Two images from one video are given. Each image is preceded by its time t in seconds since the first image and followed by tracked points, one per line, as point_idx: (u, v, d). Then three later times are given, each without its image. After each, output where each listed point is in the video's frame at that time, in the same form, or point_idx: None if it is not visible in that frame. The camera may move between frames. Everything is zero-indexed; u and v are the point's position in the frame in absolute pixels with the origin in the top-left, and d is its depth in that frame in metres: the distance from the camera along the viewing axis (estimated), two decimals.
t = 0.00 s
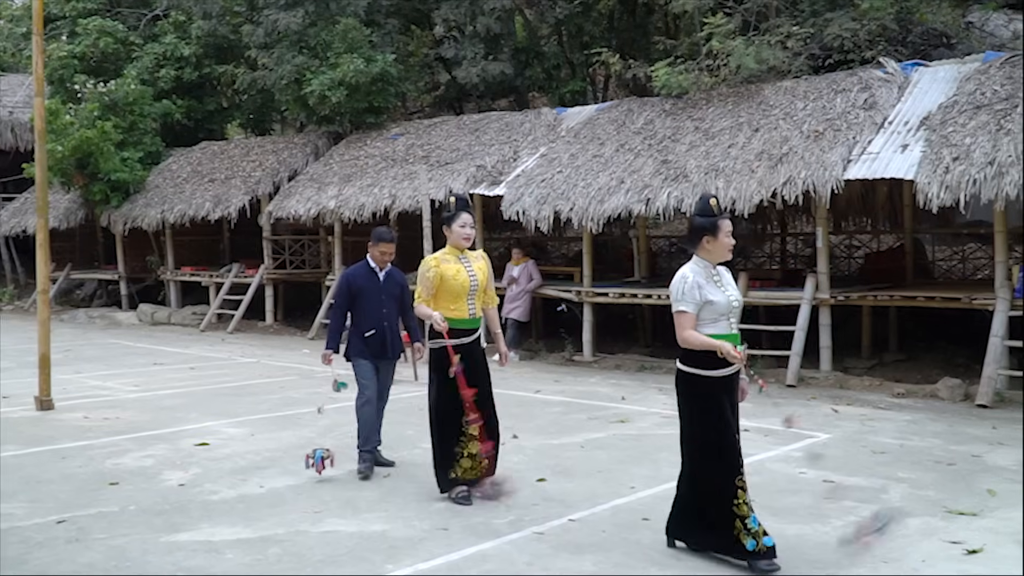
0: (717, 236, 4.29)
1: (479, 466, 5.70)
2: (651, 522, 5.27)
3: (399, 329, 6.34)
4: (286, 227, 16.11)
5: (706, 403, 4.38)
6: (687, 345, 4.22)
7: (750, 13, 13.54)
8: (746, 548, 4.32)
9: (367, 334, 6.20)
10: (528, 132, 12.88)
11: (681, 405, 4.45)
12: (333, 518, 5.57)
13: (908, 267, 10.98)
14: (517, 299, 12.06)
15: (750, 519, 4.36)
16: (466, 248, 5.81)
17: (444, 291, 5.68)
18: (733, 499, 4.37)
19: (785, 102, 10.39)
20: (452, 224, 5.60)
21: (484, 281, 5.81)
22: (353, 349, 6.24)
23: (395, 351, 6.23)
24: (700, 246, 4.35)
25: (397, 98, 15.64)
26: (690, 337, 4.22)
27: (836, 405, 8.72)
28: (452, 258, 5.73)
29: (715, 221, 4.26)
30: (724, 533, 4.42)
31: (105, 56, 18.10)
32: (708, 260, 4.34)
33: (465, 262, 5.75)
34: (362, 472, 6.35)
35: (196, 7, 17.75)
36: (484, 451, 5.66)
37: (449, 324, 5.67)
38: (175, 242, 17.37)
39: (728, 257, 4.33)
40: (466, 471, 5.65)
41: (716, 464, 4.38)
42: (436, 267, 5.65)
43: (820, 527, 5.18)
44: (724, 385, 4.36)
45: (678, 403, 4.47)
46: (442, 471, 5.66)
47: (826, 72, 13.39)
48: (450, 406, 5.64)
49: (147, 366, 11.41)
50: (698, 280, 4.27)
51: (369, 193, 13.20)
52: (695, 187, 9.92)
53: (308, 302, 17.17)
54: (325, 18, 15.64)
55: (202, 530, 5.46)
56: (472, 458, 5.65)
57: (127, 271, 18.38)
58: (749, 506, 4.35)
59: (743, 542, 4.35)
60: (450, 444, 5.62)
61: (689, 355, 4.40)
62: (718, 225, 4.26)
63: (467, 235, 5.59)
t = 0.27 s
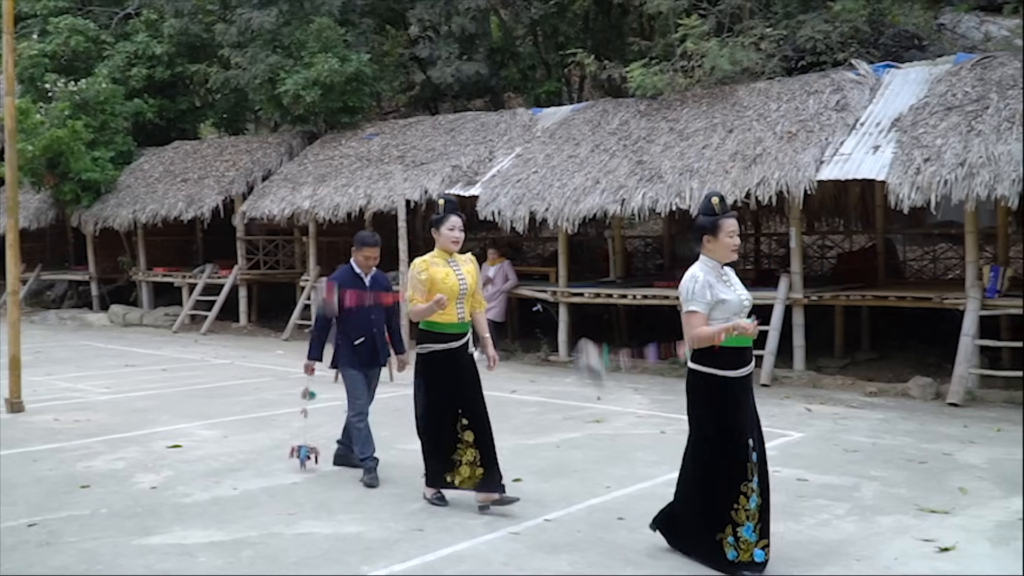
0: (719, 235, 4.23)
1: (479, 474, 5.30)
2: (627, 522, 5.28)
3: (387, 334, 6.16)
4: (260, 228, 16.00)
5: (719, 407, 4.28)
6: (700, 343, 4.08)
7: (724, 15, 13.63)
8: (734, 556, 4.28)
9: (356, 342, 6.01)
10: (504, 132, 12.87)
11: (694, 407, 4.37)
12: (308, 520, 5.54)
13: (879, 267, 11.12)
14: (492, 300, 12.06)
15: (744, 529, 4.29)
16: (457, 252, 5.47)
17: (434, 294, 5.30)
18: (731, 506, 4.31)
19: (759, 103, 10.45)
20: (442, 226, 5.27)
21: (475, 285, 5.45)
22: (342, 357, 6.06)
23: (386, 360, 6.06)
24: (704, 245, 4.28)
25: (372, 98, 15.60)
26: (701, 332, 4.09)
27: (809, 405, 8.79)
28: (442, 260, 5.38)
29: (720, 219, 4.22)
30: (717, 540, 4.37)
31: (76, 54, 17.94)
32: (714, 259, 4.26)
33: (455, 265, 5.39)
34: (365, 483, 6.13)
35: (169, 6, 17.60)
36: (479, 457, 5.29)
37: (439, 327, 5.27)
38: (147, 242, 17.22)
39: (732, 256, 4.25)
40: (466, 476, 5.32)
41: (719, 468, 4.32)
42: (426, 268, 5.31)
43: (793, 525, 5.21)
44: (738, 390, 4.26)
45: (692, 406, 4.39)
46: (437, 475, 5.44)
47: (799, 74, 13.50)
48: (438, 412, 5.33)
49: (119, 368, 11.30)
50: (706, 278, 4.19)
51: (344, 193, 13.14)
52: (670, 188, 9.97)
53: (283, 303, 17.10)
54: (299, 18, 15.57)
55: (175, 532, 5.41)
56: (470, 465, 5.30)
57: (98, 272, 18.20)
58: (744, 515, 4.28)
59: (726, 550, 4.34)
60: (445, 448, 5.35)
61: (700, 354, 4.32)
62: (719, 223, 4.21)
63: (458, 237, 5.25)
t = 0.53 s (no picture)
0: (720, 231, 4.11)
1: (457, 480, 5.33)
2: (599, 521, 5.29)
3: (369, 335, 6.10)
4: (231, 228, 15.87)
5: (713, 407, 4.16)
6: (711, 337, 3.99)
7: (696, 16, 13.71)
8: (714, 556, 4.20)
9: (340, 343, 5.93)
10: (477, 133, 12.86)
11: (686, 406, 4.22)
12: (279, 522, 5.50)
13: (849, 267, 11.21)
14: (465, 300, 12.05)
15: (728, 530, 4.21)
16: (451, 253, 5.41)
17: (431, 296, 5.25)
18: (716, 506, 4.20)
19: (730, 104, 10.51)
20: (436, 228, 5.22)
21: (470, 287, 5.42)
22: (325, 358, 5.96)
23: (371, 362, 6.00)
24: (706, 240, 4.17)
25: (344, 98, 15.53)
26: (715, 331, 3.99)
27: (780, 403, 8.85)
28: (437, 262, 5.33)
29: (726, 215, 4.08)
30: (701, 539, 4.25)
31: (43, 53, 17.75)
32: (716, 254, 4.15)
33: (450, 267, 5.34)
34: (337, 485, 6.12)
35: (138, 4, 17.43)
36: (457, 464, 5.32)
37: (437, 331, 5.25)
38: (116, 243, 17.04)
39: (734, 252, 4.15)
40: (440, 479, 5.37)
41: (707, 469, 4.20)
42: (422, 270, 5.24)
43: (764, 523, 5.24)
44: (733, 391, 4.14)
45: (683, 405, 4.23)
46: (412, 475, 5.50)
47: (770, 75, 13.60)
48: (423, 413, 5.34)
49: (88, 370, 11.17)
50: (710, 275, 4.10)
51: (316, 193, 13.08)
52: (642, 189, 10.01)
53: (254, 304, 16.99)
54: (270, 17, 15.48)
55: (145, 536, 5.36)
56: (442, 471, 5.36)
57: (66, 273, 17.98)
58: (728, 515, 4.19)
59: (709, 551, 4.25)
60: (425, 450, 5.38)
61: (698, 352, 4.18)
62: (723, 219, 4.09)
63: (452, 239, 5.22)
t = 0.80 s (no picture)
0: (723, 233, 4.08)
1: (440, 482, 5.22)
2: (572, 521, 5.30)
3: (353, 338, 5.97)
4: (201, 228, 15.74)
5: (704, 409, 4.16)
6: (709, 346, 3.96)
7: (668, 17, 13.79)
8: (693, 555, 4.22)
9: (322, 344, 5.80)
10: (450, 133, 12.85)
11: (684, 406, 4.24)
12: (251, 524, 5.47)
13: (819, 267, 11.32)
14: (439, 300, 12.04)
15: (708, 530, 4.20)
16: (445, 251, 5.26)
17: (422, 298, 5.12)
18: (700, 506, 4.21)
19: (702, 105, 10.57)
20: (429, 225, 5.07)
21: (465, 286, 5.26)
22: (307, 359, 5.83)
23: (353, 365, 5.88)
24: (709, 243, 4.14)
25: (316, 98, 15.47)
26: (714, 338, 3.96)
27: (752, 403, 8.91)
28: (430, 261, 5.19)
29: (726, 218, 4.04)
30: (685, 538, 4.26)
31: (10, 51, 17.51)
32: (720, 259, 4.11)
33: (443, 266, 5.18)
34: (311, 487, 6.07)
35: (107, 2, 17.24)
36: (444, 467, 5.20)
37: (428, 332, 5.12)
38: (84, 243, 16.85)
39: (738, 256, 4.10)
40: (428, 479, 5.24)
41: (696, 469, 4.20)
42: (412, 271, 5.09)
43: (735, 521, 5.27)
44: (726, 395, 4.11)
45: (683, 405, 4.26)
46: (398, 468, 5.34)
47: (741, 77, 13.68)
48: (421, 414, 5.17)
49: (56, 372, 11.03)
50: (711, 279, 4.06)
51: (288, 193, 13.00)
52: (615, 189, 10.05)
53: (225, 305, 16.87)
54: (241, 15, 15.36)
55: (115, 538, 5.30)
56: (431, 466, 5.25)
57: (34, 274, 17.76)
58: (708, 515, 4.20)
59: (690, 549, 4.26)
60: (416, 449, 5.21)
61: (700, 356, 4.15)
62: (726, 221, 4.05)
63: (445, 237, 5.07)
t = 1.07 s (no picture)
0: (733, 232, 3.92)
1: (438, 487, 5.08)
2: (548, 521, 5.30)
3: (349, 344, 5.71)
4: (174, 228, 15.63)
5: (733, 404, 3.96)
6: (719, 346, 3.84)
7: (642, 18, 13.85)
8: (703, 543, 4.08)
9: (313, 349, 5.56)
10: (425, 133, 12.83)
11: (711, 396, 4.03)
12: (224, 526, 5.43)
13: (793, 267, 11.40)
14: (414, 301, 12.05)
15: (723, 520, 4.05)
16: (439, 252, 5.16)
17: (413, 299, 5.00)
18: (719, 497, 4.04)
19: (676, 106, 10.62)
20: (423, 225, 4.96)
21: (457, 288, 5.15)
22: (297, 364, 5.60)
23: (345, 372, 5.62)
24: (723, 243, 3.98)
25: (290, 97, 15.40)
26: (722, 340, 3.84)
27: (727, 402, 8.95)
28: (422, 262, 5.07)
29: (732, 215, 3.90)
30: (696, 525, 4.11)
31: None
32: (735, 257, 3.95)
33: (436, 267, 5.08)
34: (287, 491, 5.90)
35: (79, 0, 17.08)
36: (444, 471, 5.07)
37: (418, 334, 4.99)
38: (55, 243, 16.68)
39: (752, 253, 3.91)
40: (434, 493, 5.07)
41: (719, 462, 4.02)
42: (405, 271, 4.98)
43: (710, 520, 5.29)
44: (757, 393, 3.91)
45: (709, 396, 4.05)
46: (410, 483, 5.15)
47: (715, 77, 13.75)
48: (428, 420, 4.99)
49: (26, 373, 10.91)
50: (723, 278, 3.91)
51: (262, 193, 12.93)
52: (590, 189, 10.07)
53: (199, 305, 16.76)
54: (214, 14, 15.25)
55: (86, 541, 5.25)
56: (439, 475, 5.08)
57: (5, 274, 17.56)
58: (726, 506, 4.03)
59: (699, 535, 4.11)
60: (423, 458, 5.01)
61: (718, 360, 3.98)
62: (734, 219, 3.90)
63: (438, 238, 4.96)
